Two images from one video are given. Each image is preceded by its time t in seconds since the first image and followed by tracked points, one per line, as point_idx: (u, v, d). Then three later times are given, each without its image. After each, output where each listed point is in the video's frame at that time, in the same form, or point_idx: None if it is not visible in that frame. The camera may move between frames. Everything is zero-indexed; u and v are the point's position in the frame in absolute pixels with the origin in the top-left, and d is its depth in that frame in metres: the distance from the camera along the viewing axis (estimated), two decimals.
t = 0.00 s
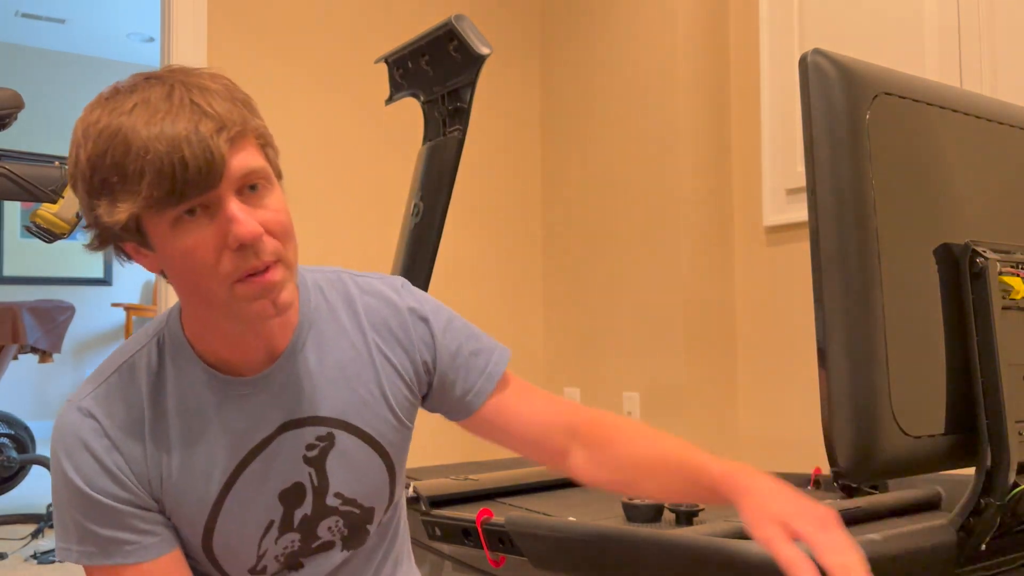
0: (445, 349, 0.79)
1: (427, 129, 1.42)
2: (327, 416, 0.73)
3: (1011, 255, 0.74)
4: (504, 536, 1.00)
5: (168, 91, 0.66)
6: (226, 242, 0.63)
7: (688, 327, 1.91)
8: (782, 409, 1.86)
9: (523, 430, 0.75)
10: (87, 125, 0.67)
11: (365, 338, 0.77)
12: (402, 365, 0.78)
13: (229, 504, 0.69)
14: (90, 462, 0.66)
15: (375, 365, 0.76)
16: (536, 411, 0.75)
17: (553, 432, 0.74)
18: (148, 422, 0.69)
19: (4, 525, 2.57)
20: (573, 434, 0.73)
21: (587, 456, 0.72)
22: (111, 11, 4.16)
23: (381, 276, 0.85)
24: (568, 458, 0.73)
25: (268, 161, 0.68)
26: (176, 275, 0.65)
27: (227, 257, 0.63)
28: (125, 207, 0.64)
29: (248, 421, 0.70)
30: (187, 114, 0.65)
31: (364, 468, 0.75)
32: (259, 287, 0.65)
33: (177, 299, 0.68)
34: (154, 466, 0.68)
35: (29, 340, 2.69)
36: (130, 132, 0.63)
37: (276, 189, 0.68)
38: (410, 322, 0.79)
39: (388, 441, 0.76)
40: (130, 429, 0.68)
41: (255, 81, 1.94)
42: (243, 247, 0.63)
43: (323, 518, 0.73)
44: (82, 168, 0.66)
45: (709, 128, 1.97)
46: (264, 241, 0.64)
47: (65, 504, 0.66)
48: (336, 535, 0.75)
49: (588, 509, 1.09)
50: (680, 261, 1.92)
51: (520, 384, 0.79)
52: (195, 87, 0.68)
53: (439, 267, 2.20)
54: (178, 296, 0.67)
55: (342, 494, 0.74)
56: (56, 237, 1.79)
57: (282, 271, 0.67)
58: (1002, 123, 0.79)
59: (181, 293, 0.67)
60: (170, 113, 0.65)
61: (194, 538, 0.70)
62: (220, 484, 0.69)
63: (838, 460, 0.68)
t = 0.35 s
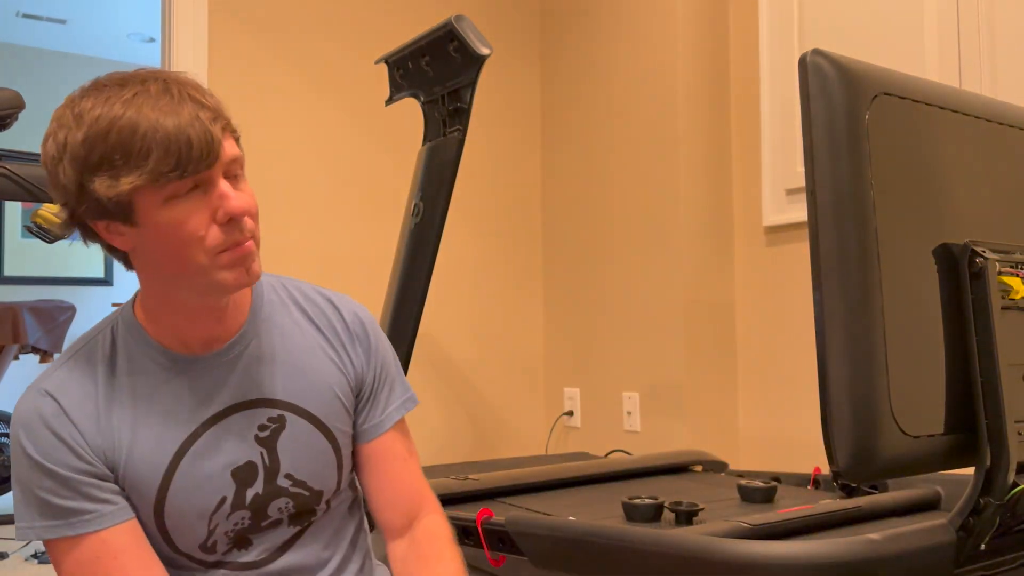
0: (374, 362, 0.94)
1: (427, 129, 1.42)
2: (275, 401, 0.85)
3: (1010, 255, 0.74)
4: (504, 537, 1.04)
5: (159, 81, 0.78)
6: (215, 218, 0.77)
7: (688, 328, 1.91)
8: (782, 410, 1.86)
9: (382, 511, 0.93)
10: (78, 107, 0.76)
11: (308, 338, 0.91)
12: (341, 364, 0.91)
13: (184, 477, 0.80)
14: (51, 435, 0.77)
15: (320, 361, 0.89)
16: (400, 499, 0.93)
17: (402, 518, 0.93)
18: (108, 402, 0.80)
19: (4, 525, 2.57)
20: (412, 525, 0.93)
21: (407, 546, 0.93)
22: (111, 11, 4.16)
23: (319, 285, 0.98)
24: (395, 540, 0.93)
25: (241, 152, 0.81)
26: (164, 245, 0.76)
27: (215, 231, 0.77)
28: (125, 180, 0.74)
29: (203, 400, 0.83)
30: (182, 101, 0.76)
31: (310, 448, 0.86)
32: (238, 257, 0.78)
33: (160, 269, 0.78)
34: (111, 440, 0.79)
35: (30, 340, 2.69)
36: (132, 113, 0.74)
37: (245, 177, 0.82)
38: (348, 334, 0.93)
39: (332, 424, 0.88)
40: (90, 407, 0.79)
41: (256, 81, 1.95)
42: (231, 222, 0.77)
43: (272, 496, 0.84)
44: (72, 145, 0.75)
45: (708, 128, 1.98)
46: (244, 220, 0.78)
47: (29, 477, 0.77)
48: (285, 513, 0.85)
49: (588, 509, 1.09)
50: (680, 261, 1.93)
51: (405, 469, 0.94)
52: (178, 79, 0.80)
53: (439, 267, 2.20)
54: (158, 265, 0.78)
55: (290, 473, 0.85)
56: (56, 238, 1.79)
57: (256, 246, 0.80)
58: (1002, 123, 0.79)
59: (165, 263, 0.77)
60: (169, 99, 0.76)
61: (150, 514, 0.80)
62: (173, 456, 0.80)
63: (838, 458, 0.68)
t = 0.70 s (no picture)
0: (364, 361, 1.01)
1: (427, 129, 1.42)
2: (278, 389, 0.90)
3: (1010, 255, 0.74)
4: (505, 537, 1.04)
5: (238, 90, 0.86)
6: (275, 216, 0.85)
7: (688, 327, 1.91)
8: (781, 409, 1.86)
9: (376, 507, 0.97)
10: (165, 96, 0.81)
11: (303, 335, 0.97)
12: (334, 360, 0.98)
13: (193, 459, 0.83)
14: (68, 411, 0.78)
15: (316, 356, 0.96)
16: (392, 492, 0.97)
17: (396, 511, 0.96)
18: (124, 383, 0.82)
19: (4, 525, 2.57)
20: (408, 517, 0.96)
21: (407, 537, 0.95)
22: (111, 11, 4.16)
23: (304, 291, 1.05)
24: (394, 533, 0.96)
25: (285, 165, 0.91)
26: (227, 234, 0.83)
27: (275, 228, 0.85)
28: (212, 169, 0.80)
29: (213, 384, 0.87)
30: (263, 112, 0.86)
31: (308, 436, 0.91)
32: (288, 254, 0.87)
33: (217, 256, 0.84)
34: (127, 420, 0.81)
35: (30, 340, 2.69)
36: (227, 115, 0.81)
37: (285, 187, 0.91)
38: (339, 334, 1.01)
39: (328, 414, 0.94)
40: (108, 388, 0.81)
41: (256, 81, 1.95)
42: (289, 220, 0.86)
43: (274, 481, 0.87)
44: (157, 128, 0.80)
45: (708, 128, 1.98)
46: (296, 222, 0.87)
47: (42, 454, 0.77)
48: (283, 498, 0.89)
49: (589, 509, 1.08)
50: (680, 261, 1.93)
51: (394, 463, 0.99)
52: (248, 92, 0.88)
53: (439, 268, 2.20)
54: (214, 251, 0.83)
55: (290, 459, 0.89)
56: (56, 238, 1.80)
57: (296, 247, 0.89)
58: (1001, 123, 0.79)
59: (224, 251, 0.83)
60: (253, 107, 0.85)
61: (159, 496, 0.81)
62: (185, 438, 0.83)
63: (838, 458, 0.68)
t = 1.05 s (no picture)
0: (401, 365, 1.03)
1: (427, 129, 1.42)
2: (314, 383, 0.92)
3: (1010, 255, 0.74)
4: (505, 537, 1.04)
5: (306, 101, 0.91)
6: (331, 221, 0.89)
7: (688, 327, 1.91)
8: (782, 410, 1.86)
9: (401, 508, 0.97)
10: (241, 100, 0.86)
11: (342, 336, 0.99)
12: (370, 362, 0.99)
13: (225, 444, 0.85)
14: (111, 387, 0.81)
15: (354, 356, 0.97)
16: (416, 495, 0.97)
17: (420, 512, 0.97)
18: (165, 365, 0.85)
19: (4, 525, 2.57)
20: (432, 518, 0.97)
21: (428, 542, 0.96)
22: (111, 11, 4.16)
23: (346, 296, 1.07)
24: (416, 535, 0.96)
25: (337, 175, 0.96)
26: (286, 233, 0.87)
27: (329, 232, 0.89)
28: (281, 170, 0.85)
29: (252, 373, 0.88)
30: (328, 124, 0.91)
31: (339, 431, 0.92)
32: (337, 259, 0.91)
33: (273, 253, 0.87)
34: (165, 401, 0.84)
35: (30, 340, 2.69)
36: (298, 122, 0.86)
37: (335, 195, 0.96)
38: (378, 338, 1.02)
39: (360, 412, 0.95)
40: (150, 369, 0.84)
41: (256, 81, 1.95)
42: (342, 225, 0.91)
43: (301, 472, 0.89)
44: (233, 129, 0.84)
45: (708, 128, 1.98)
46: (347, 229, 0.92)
47: (84, 427, 0.81)
48: (308, 490, 0.91)
49: (588, 509, 1.08)
50: (680, 261, 1.93)
51: (418, 468, 0.99)
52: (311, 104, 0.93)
53: (439, 268, 2.20)
54: (273, 247, 0.87)
55: (319, 453, 0.91)
56: (57, 238, 1.80)
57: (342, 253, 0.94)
58: (1001, 123, 0.79)
59: (281, 248, 0.87)
60: (319, 119, 0.90)
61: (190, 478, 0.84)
62: (218, 423, 0.85)
63: (838, 458, 0.68)
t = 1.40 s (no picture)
0: (466, 387, 1.02)
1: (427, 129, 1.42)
2: (377, 393, 0.91)
3: (1010, 255, 0.74)
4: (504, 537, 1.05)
5: (406, 110, 0.90)
6: (414, 233, 0.87)
7: (688, 327, 1.91)
8: (782, 409, 1.86)
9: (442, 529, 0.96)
10: (345, 104, 0.86)
11: (412, 350, 0.98)
12: (434, 380, 0.98)
13: (282, 441, 0.85)
14: (184, 365, 0.82)
15: (419, 370, 0.97)
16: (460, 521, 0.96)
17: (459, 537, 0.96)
18: (239, 354, 0.86)
19: (5, 525, 2.57)
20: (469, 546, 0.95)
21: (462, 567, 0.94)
22: (110, 11, 4.16)
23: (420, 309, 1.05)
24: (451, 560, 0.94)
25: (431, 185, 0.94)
26: (367, 240, 0.86)
27: (412, 244, 0.87)
28: (372, 177, 0.84)
29: (318, 374, 0.88)
30: (426, 135, 0.89)
31: (395, 442, 0.92)
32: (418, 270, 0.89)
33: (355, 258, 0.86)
34: (232, 387, 0.84)
35: (30, 340, 2.69)
36: (395, 131, 0.85)
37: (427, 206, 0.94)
38: (447, 357, 1.01)
39: (418, 428, 0.94)
40: (223, 355, 0.84)
41: (256, 81, 1.95)
42: (426, 237, 0.88)
43: (351, 479, 0.89)
44: (332, 132, 0.84)
45: (708, 128, 1.98)
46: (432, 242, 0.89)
47: (152, 401, 0.82)
48: (355, 498, 0.90)
49: (588, 509, 1.08)
50: (680, 261, 1.93)
51: (469, 496, 0.98)
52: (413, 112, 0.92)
53: (439, 268, 2.20)
54: (356, 252, 0.86)
55: (372, 463, 0.90)
56: (57, 238, 1.80)
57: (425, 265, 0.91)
58: (1002, 124, 0.79)
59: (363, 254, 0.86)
60: (418, 129, 0.88)
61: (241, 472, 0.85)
62: (279, 420, 0.85)
63: (838, 457, 0.68)
